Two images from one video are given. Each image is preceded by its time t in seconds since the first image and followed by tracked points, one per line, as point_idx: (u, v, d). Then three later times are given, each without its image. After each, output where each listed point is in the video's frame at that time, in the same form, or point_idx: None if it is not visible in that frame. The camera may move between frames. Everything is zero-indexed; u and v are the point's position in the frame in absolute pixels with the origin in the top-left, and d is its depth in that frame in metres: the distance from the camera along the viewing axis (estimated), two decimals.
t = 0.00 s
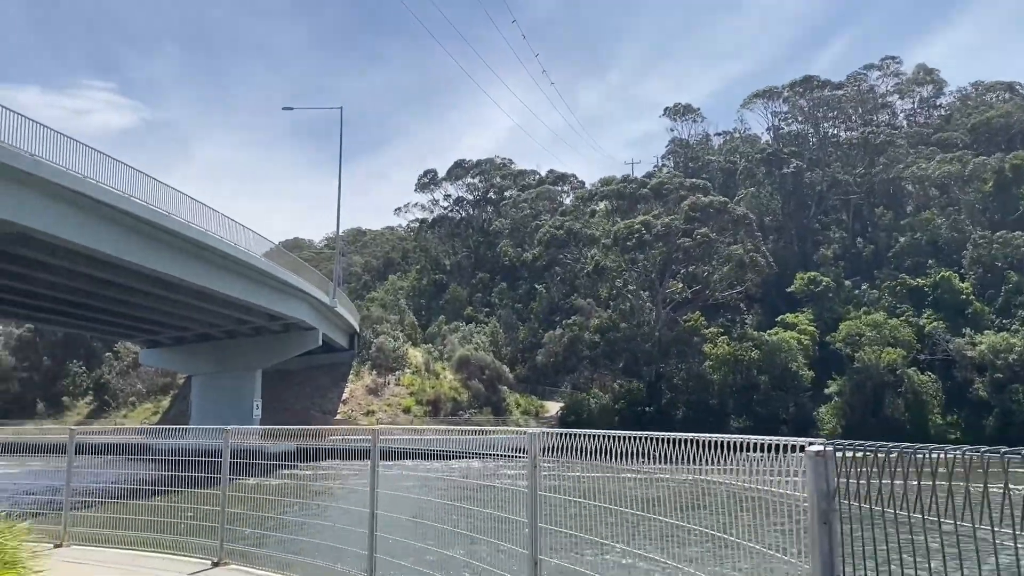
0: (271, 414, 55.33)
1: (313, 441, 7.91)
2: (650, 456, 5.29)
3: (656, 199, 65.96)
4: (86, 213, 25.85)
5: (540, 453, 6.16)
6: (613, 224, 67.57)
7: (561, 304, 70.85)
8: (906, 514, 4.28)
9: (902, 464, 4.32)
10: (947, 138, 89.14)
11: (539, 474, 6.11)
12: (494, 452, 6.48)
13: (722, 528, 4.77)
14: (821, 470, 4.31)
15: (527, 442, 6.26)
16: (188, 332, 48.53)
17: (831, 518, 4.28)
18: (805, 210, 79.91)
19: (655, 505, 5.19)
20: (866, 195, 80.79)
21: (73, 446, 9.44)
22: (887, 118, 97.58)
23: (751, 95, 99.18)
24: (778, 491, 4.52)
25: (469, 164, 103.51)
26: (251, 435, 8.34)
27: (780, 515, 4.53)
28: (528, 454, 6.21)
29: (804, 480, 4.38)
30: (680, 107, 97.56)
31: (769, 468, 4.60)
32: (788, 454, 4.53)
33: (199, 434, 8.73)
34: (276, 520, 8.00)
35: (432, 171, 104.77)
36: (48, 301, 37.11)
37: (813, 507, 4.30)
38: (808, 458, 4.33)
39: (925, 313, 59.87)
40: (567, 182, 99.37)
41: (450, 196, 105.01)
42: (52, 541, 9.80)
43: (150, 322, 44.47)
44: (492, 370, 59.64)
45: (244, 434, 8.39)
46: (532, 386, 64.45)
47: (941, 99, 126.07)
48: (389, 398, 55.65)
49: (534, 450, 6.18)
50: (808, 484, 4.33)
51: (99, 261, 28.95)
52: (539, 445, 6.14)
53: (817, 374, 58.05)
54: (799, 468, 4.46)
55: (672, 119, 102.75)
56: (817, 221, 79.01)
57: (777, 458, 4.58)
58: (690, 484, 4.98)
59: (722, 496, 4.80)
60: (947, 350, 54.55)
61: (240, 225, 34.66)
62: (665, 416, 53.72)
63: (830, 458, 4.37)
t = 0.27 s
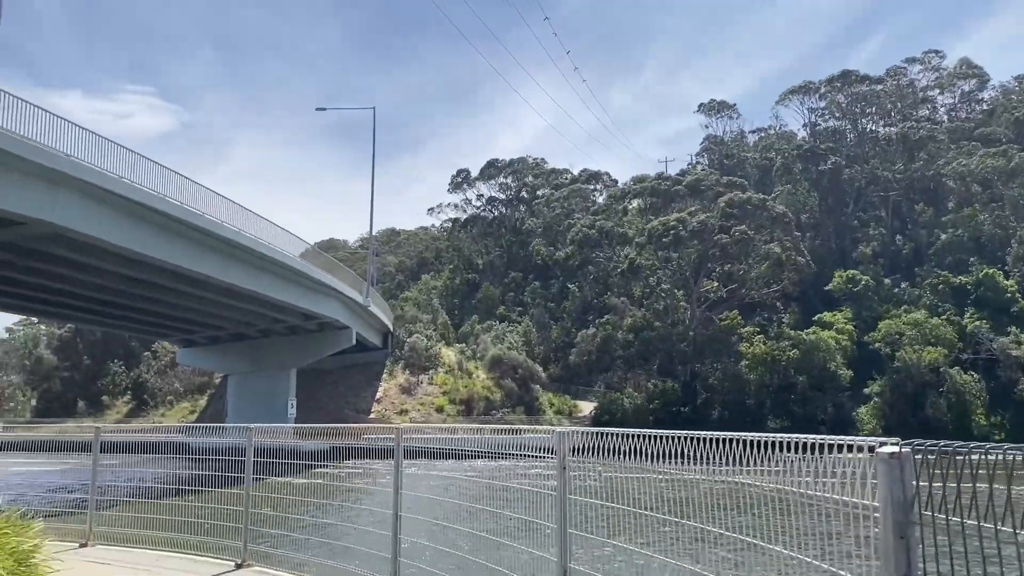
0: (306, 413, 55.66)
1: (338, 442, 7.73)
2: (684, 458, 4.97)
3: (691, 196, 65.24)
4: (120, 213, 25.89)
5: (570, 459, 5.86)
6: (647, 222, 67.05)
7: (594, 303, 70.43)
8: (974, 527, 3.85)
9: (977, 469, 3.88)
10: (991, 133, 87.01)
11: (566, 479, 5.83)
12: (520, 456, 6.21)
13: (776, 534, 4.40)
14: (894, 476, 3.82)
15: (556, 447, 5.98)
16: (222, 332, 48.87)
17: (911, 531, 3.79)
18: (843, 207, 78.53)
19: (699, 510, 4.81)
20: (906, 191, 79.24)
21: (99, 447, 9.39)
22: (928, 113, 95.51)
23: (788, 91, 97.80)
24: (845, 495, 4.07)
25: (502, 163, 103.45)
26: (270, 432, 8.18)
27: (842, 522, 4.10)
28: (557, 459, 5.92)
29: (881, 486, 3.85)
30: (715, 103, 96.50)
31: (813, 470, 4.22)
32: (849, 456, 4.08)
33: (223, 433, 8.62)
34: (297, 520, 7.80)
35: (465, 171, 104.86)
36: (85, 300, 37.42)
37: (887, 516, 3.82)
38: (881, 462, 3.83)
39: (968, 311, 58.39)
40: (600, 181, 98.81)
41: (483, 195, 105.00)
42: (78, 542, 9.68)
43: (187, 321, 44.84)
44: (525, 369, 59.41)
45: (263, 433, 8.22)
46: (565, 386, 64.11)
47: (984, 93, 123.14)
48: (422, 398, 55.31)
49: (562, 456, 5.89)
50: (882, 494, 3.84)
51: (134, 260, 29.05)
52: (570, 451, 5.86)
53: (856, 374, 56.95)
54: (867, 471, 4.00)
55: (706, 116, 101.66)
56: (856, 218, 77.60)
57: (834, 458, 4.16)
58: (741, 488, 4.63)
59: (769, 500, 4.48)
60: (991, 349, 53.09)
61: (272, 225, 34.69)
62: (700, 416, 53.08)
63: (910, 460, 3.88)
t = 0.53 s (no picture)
0: (345, 414, 55.79)
1: (362, 446, 7.37)
2: (732, 469, 4.53)
3: (734, 194, 64.13)
4: (162, 216, 25.88)
5: (606, 468, 5.44)
6: (688, 221, 66.18)
7: (633, 304, 69.67)
8: None
9: None
10: None
11: (600, 490, 5.44)
12: (552, 464, 5.83)
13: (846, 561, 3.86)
14: (1002, 504, 3.02)
15: (588, 455, 5.58)
16: (262, 333, 49.11)
17: None
18: (889, 204, 76.70)
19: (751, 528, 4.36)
20: (954, 187, 77.12)
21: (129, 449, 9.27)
22: (978, 107, 92.94)
23: (831, 86, 95.96)
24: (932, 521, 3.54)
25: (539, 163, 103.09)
26: (297, 436, 7.94)
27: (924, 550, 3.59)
28: (590, 469, 5.51)
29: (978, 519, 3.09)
30: (757, 99, 94.99)
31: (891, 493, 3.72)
32: (933, 473, 3.55)
33: (250, 437, 8.40)
34: (322, 528, 7.53)
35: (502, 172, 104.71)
36: (128, 302, 37.71)
37: (991, 554, 3.05)
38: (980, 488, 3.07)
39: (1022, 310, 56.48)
40: (639, 180, 97.90)
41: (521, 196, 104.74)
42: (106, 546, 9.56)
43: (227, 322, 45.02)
44: (563, 371, 59.08)
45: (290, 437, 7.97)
46: (604, 387, 63.44)
47: None
48: (460, 398, 55.23)
49: (597, 466, 5.48)
50: (986, 527, 3.06)
51: (176, 263, 29.11)
52: (605, 460, 5.44)
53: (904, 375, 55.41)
54: (957, 489, 3.48)
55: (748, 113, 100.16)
56: (902, 215, 75.73)
57: (913, 475, 3.63)
58: (800, 505, 4.16)
59: (829, 521, 4.00)
60: None
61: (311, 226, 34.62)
62: (742, 418, 52.09)
63: (1020, 483, 3.08)
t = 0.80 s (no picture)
0: (386, 414, 55.99)
1: (396, 447, 7.13)
2: (786, 470, 4.21)
3: (778, 190, 63.06)
4: (206, 218, 26.04)
5: (654, 470, 5.14)
6: (731, 219, 65.33)
7: (675, 303, 68.92)
8: None
9: None
10: None
11: (646, 494, 5.15)
12: (594, 466, 5.51)
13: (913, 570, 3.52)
14: None
15: (635, 455, 5.30)
16: (304, 333, 49.47)
17: None
18: (938, 199, 74.85)
19: (810, 534, 4.04)
20: (1007, 181, 74.93)
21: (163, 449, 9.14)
22: None
23: (876, 80, 93.88)
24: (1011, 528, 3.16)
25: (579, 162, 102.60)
26: (329, 436, 7.72)
27: (1004, 560, 3.19)
28: (638, 470, 5.22)
29: None
30: (800, 94, 93.38)
31: (968, 495, 3.36)
32: (1010, 474, 3.21)
33: (283, 437, 8.20)
34: (358, 531, 7.34)
35: (542, 171, 104.49)
36: (174, 304, 38.20)
37: None
38: None
39: None
40: (680, 178, 96.89)
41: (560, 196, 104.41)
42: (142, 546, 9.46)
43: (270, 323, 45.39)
44: (604, 371, 58.59)
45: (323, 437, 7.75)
46: (646, 387, 62.84)
47: None
48: (501, 399, 55.11)
49: (644, 467, 5.20)
50: None
51: (219, 265, 29.32)
52: (654, 462, 5.14)
53: (955, 375, 53.94)
54: None
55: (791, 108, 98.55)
56: (952, 211, 73.80)
57: (987, 477, 3.30)
58: (865, 513, 3.82)
59: (893, 525, 3.68)
60: None
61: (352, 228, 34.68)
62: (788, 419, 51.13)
63: None
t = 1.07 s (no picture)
0: (428, 415, 55.97)
1: (430, 451, 6.82)
2: (850, 479, 3.87)
3: (824, 186, 61.73)
4: (246, 219, 26.18)
5: (706, 477, 4.77)
6: (775, 215, 64.18)
7: (718, 302, 67.90)
8: None
9: None
10: None
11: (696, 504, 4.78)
12: (639, 471, 5.14)
13: None
14: None
15: (686, 458, 4.93)
16: (345, 334, 49.68)
17: None
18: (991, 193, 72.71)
19: (876, 551, 3.68)
20: None
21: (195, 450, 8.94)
22: None
23: (925, 71, 91.50)
24: None
25: (619, 161, 101.74)
26: (362, 439, 7.43)
27: None
28: (689, 476, 4.85)
29: None
30: (846, 88, 91.42)
31: None
32: None
33: (315, 439, 7.94)
34: (392, 537, 7.08)
35: (581, 170, 103.86)
36: (217, 306, 38.60)
37: None
38: None
39: None
40: (721, 175, 95.53)
41: (600, 194, 103.69)
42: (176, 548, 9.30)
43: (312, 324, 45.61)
44: (647, 371, 57.89)
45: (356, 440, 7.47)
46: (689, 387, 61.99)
47: None
48: (542, 399, 54.77)
49: (696, 473, 4.83)
50: None
51: (260, 266, 29.50)
52: (707, 465, 4.78)
53: (1011, 374, 52.27)
54: None
55: (836, 101, 96.56)
56: (1006, 204, 71.57)
57: None
58: (945, 527, 3.43)
59: (974, 545, 3.33)
60: None
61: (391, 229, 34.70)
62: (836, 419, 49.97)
63: None
